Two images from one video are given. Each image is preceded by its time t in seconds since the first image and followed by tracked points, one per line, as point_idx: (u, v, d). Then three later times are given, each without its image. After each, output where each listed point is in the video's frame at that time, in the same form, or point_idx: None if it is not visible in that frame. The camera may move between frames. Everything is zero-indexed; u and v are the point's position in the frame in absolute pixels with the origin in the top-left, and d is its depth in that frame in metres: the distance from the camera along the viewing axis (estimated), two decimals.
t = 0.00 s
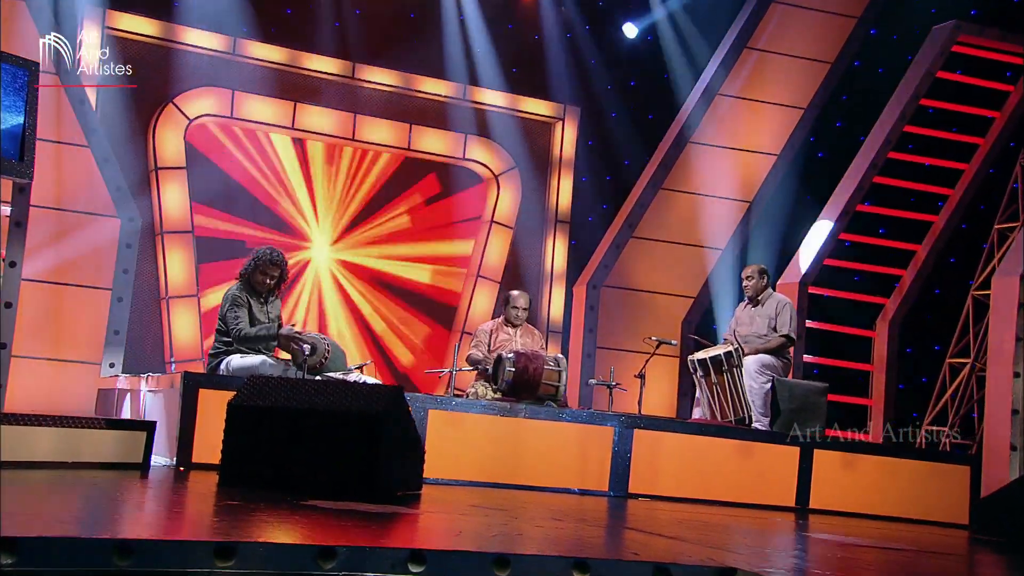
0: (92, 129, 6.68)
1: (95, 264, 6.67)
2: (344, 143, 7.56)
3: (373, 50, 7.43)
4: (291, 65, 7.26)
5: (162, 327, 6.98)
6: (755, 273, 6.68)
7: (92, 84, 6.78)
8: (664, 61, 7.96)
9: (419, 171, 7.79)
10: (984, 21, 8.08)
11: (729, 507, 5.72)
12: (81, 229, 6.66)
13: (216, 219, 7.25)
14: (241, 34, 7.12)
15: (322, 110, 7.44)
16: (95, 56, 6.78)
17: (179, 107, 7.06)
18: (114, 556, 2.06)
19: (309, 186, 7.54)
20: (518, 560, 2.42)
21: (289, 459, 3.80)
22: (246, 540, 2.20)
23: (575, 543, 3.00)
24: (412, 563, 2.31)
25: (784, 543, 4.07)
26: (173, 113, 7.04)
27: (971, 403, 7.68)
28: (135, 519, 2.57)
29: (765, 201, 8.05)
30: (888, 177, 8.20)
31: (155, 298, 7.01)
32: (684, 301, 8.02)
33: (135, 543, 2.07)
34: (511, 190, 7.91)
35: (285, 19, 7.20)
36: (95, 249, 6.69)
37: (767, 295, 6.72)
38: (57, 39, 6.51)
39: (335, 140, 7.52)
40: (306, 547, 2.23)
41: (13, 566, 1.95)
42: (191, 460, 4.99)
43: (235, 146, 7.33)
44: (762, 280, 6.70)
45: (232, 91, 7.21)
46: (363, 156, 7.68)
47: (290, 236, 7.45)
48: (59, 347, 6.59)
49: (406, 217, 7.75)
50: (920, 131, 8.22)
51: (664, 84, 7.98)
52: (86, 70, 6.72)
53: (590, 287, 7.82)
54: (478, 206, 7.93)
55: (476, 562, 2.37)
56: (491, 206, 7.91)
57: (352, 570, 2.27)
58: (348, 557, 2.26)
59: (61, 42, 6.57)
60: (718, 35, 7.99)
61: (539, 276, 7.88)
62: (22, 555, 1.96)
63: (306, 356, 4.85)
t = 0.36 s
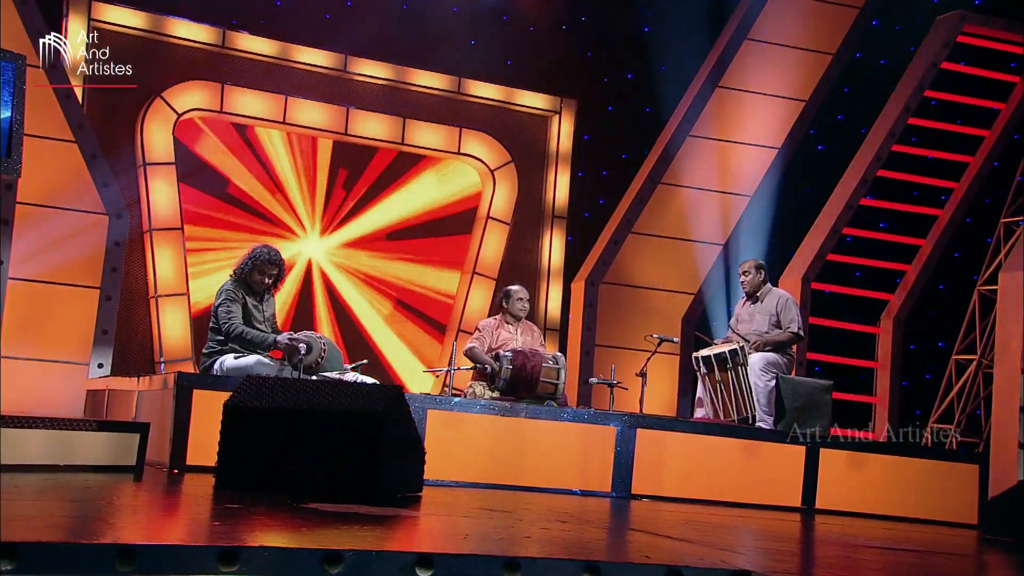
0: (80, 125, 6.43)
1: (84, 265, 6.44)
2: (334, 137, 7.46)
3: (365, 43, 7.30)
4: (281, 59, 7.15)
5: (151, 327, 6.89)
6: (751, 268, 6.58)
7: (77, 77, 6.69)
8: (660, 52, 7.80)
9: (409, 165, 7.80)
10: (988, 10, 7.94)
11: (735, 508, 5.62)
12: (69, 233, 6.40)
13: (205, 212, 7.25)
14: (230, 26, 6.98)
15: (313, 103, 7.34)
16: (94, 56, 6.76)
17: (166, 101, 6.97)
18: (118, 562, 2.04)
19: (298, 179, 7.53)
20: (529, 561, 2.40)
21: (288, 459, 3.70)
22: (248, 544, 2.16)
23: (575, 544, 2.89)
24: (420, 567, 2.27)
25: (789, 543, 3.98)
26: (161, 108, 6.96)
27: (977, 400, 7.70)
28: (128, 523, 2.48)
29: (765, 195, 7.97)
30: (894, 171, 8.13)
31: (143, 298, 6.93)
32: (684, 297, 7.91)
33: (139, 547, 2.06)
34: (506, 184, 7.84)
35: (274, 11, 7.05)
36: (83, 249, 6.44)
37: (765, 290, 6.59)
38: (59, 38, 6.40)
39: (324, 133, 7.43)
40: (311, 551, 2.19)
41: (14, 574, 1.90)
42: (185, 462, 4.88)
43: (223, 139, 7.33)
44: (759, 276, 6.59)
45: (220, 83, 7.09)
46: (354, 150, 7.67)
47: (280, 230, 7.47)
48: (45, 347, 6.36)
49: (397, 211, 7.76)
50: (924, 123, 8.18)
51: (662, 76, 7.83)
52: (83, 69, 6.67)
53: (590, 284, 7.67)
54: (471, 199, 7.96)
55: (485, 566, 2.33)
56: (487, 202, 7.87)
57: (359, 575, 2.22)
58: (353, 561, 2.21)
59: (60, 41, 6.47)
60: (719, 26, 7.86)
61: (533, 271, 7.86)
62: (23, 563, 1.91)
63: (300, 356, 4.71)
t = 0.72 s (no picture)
0: (65, 119, 6.41)
1: (73, 264, 6.50)
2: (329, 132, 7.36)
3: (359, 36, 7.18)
4: (273, 51, 7.02)
5: (142, 327, 6.81)
6: (750, 264, 6.46)
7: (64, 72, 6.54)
8: (660, 44, 7.70)
9: (402, 160, 7.66)
10: None
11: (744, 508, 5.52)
12: (55, 232, 6.45)
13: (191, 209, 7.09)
14: (220, 19, 6.85)
15: (307, 97, 7.23)
16: (94, 56, 6.74)
17: (156, 96, 6.88)
18: (120, 567, 1.94)
19: (287, 175, 7.37)
20: (539, 564, 2.29)
21: (289, 459, 3.58)
22: (254, 548, 2.05)
23: (579, 546, 2.79)
24: (430, 570, 2.18)
25: (798, 542, 3.88)
26: (151, 102, 6.87)
27: (986, 396, 7.52)
28: (119, 528, 2.36)
29: (767, 188, 7.85)
30: (897, 163, 7.98)
31: (136, 297, 6.83)
32: (686, 294, 7.81)
33: (143, 552, 1.95)
34: (503, 178, 7.73)
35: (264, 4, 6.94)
36: (72, 248, 6.51)
37: (765, 285, 6.48)
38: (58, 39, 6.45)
39: (318, 128, 7.32)
40: (317, 554, 2.09)
41: None
42: (180, 465, 4.76)
43: (211, 134, 7.20)
44: (758, 271, 6.48)
45: (211, 77, 6.99)
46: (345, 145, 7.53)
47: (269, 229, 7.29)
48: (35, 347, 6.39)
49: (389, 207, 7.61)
50: (930, 114, 8.01)
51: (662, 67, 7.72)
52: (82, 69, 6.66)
53: (591, 281, 7.56)
54: (469, 195, 7.81)
55: (496, 568, 2.23)
56: (484, 198, 7.74)
57: None
58: (362, 565, 2.11)
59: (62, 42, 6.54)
60: (720, 16, 7.72)
61: (530, 266, 7.72)
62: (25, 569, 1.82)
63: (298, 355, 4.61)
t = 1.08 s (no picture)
0: (55, 115, 6.25)
1: (61, 262, 6.32)
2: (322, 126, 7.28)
3: (352, 26, 7.01)
4: (265, 44, 6.93)
5: (133, 327, 6.75)
6: (750, 260, 6.34)
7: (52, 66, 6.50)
8: (661, 34, 7.55)
9: (394, 155, 7.62)
10: None
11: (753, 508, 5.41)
12: (41, 226, 6.22)
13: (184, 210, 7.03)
14: (210, 11, 6.70)
15: (299, 91, 7.15)
16: (95, 56, 6.68)
17: (145, 90, 6.77)
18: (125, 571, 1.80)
19: (278, 173, 7.32)
20: (552, 565, 2.19)
21: (291, 459, 3.48)
22: (260, 553, 1.92)
23: (586, 548, 2.68)
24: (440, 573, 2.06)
25: (813, 541, 3.77)
26: (140, 97, 6.76)
27: (995, 393, 7.53)
28: (112, 532, 2.24)
29: (770, 181, 7.74)
30: (903, 155, 7.97)
31: (124, 296, 6.77)
32: (687, 289, 7.72)
33: (148, 556, 1.81)
34: (500, 172, 7.67)
35: None
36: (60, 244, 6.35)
37: (767, 280, 6.37)
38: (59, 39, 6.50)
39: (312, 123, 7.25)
40: (324, 556, 1.97)
41: None
42: (176, 468, 4.65)
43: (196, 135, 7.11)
44: (759, 267, 6.35)
45: (202, 71, 6.89)
46: (338, 141, 7.49)
47: (261, 226, 7.24)
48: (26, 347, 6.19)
49: (383, 204, 7.56)
50: (933, 104, 7.98)
51: (661, 58, 7.57)
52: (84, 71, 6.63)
53: (591, 277, 7.45)
54: (464, 192, 7.77)
55: (509, 569, 2.12)
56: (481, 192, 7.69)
57: None
58: (371, 567, 2.01)
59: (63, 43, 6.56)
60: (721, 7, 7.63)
61: (529, 262, 7.65)
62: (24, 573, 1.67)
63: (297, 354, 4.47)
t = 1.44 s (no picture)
0: (44, 112, 6.16)
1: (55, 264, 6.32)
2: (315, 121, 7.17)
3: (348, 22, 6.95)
4: (258, 38, 6.82)
5: (124, 326, 6.64)
6: (754, 256, 6.25)
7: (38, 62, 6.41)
8: (659, 26, 7.44)
9: (388, 149, 7.47)
10: None
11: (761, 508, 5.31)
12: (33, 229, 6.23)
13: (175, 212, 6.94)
14: (202, 6, 6.66)
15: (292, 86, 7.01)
16: (95, 56, 6.62)
17: (136, 86, 6.68)
18: None
19: (270, 169, 7.19)
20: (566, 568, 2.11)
21: (294, 462, 3.39)
22: (269, 557, 1.86)
23: (595, 550, 2.59)
24: None
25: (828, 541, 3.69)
26: (130, 95, 6.68)
27: (1005, 389, 7.47)
28: (109, 537, 2.16)
29: (772, 175, 7.67)
30: (907, 148, 7.82)
31: (116, 296, 6.66)
32: (689, 286, 7.62)
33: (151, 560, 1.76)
34: (498, 169, 7.56)
35: None
36: (51, 246, 6.30)
37: (773, 277, 6.27)
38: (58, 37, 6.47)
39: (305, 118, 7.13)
40: (334, 560, 1.90)
41: None
42: (172, 472, 4.55)
43: (185, 133, 7.00)
44: (764, 263, 6.25)
45: (194, 67, 6.79)
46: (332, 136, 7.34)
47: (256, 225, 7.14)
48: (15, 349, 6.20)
49: (377, 201, 7.44)
50: (940, 96, 7.85)
51: (660, 51, 7.48)
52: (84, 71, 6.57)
53: (592, 274, 7.35)
54: (459, 188, 7.65)
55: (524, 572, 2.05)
56: (478, 190, 7.56)
57: None
58: (382, 571, 1.94)
59: (61, 42, 6.52)
60: None
61: (529, 259, 7.54)
62: None
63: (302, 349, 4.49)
